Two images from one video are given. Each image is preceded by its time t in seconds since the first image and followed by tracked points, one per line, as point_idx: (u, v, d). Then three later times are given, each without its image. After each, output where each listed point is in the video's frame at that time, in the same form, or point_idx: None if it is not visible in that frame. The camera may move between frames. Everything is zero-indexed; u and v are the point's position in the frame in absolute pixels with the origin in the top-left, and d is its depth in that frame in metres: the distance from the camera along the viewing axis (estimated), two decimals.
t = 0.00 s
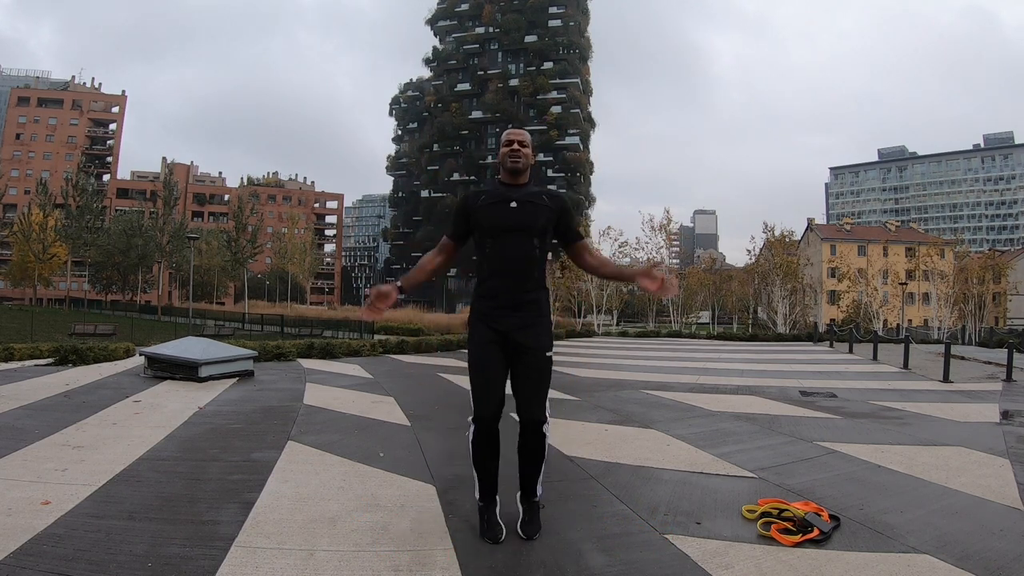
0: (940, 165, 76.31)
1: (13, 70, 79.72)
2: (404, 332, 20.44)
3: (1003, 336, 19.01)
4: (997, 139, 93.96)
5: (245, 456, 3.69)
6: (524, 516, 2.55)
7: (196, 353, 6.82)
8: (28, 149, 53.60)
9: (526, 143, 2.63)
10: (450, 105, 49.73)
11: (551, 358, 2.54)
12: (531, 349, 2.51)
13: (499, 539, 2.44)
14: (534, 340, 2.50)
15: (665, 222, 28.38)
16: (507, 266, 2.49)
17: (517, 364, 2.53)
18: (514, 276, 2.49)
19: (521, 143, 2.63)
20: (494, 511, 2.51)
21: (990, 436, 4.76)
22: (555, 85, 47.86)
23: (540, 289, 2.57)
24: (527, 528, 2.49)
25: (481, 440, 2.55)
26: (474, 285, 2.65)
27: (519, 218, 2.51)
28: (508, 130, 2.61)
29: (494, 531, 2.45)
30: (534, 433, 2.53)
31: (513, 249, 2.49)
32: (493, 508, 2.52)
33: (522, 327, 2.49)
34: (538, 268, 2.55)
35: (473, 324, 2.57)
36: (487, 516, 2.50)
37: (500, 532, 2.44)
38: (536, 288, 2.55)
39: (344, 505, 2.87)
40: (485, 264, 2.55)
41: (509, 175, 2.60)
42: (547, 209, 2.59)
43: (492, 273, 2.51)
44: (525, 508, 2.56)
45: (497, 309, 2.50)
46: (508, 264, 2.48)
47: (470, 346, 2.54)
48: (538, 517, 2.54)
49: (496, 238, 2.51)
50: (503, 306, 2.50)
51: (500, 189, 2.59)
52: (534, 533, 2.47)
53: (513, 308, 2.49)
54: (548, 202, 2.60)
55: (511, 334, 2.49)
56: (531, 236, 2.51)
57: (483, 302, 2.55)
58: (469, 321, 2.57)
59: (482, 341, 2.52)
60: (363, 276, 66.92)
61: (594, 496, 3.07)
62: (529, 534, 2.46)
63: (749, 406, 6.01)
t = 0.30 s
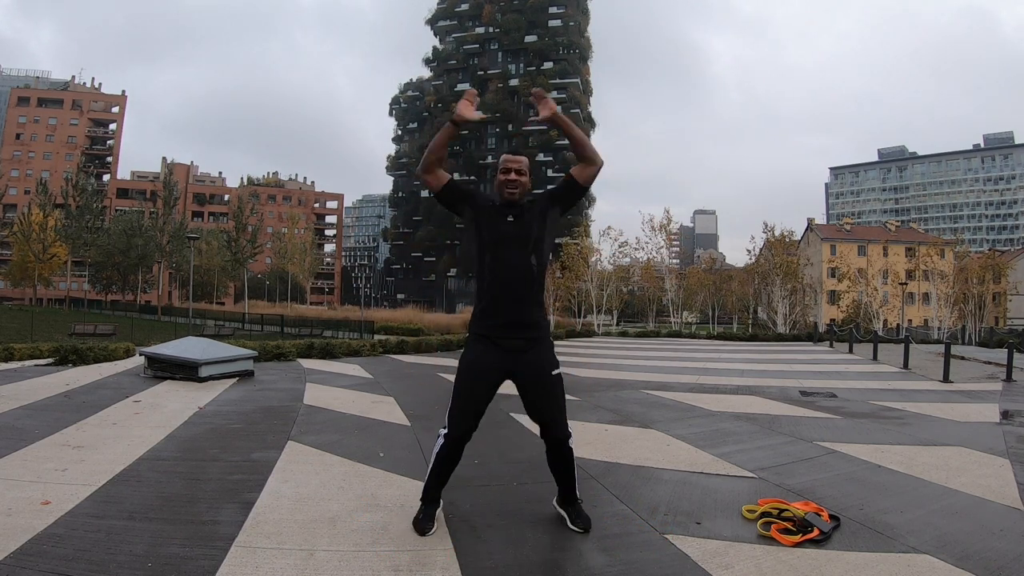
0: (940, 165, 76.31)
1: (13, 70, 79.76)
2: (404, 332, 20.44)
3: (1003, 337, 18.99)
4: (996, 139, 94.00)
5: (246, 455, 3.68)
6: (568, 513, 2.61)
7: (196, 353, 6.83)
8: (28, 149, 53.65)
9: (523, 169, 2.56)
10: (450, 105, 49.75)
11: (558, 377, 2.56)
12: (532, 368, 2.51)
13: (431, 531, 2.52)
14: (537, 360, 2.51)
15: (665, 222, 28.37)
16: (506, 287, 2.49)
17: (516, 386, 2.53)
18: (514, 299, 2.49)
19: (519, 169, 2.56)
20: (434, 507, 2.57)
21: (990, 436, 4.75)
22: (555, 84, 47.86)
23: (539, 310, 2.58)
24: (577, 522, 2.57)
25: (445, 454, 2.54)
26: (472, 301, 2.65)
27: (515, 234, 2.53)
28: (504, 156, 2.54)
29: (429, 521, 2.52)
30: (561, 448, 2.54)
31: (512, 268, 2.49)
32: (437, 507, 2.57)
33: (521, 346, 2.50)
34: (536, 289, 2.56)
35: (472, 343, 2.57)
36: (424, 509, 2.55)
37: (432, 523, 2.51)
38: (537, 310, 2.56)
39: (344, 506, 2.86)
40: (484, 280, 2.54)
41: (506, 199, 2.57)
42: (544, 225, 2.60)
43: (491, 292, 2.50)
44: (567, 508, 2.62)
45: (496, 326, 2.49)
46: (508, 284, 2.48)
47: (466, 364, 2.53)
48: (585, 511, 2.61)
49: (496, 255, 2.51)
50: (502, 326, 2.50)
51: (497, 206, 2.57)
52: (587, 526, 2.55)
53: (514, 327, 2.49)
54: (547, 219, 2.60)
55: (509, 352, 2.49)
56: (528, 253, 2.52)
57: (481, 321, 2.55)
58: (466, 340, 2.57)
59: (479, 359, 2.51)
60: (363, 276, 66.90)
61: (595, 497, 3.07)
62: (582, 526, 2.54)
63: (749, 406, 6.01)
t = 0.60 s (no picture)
0: (940, 165, 76.27)
1: (13, 70, 79.73)
2: (404, 332, 20.45)
3: (1003, 337, 18.96)
4: (996, 139, 94.03)
5: (245, 455, 3.68)
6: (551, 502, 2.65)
7: (196, 353, 6.82)
8: (28, 149, 53.66)
9: (527, 134, 2.64)
10: (450, 105, 49.74)
11: (552, 340, 2.58)
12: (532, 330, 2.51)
13: (454, 524, 2.56)
14: (534, 322, 2.53)
15: (665, 222, 28.35)
16: (506, 249, 2.49)
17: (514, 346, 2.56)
18: (512, 260, 2.49)
19: (523, 134, 2.64)
20: (456, 502, 2.60)
21: (990, 436, 4.75)
22: (555, 84, 47.86)
23: (537, 272, 2.59)
24: (558, 513, 2.61)
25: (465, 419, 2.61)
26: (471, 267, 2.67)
27: (518, 201, 2.53)
28: (510, 122, 2.63)
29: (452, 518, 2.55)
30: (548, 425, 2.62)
31: (511, 231, 2.50)
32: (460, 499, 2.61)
33: (520, 308, 2.50)
34: (535, 252, 2.56)
35: (472, 307, 2.57)
36: (447, 502, 2.59)
37: (455, 516, 2.56)
38: (534, 272, 2.57)
39: (344, 506, 2.86)
40: (483, 244, 2.56)
41: (509, 162, 2.61)
42: (546, 192, 2.61)
43: (490, 254, 2.51)
44: (549, 496, 2.65)
45: (495, 287, 2.50)
46: (507, 246, 2.49)
47: (468, 331, 2.55)
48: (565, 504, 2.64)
49: (495, 218, 2.52)
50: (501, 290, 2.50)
51: (500, 173, 2.60)
52: (565, 516, 2.59)
53: (512, 290, 2.50)
54: (547, 184, 2.62)
55: (506, 315, 2.50)
56: (527, 218, 2.52)
57: (479, 284, 2.56)
58: (465, 303, 2.58)
59: (479, 325, 2.51)
60: (363, 276, 66.91)
61: (595, 495, 3.07)
62: (561, 518, 2.59)
63: (749, 406, 6.00)
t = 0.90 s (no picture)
0: (940, 165, 76.29)
1: (11, 70, 79.73)
2: (404, 332, 20.46)
3: (1003, 336, 18.96)
4: (996, 139, 94.00)
5: (245, 455, 3.69)
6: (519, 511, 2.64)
7: (195, 353, 6.82)
8: (28, 149, 53.65)
9: (519, 169, 2.62)
10: (450, 105, 49.75)
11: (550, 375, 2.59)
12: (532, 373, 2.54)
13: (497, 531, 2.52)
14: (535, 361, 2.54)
15: (665, 221, 28.34)
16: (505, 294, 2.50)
17: (518, 385, 2.55)
18: (513, 305, 2.51)
19: (516, 169, 2.62)
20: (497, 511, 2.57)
21: (990, 436, 4.75)
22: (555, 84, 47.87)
23: (537, 311, 2.58)
24: (525, 520, 2.58)
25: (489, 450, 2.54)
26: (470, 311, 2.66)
27: (516, 249, 2.51)
28: (502, 158, 2.60)
29: (491, 524, 2.53)
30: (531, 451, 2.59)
31: (511, 276, 2.50)
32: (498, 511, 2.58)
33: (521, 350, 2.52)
34: (535, 291, 2.56)
35: (476, 353, 2.56)
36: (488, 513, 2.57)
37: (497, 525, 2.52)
38: (533, 312, 2.56)
39: (344, 506, 2.87)
40: (484, 291, 2.55)
41: (504, 199, 2.60)
42: (541, 231, 2.61)
43: (493, 302, 2.52)
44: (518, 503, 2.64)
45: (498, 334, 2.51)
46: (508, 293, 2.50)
47: (475, 375, 2.54)
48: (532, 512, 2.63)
49: (495, 263, 2.52)
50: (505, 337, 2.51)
51: (496, 216, 2.59)
52: (533, 524, 2.57)
53: (515, 332, 2.51)
54: (541, 222, 2.62)
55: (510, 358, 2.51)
56: (527, 260, 2.52)
57: (483, 328, 2.56)
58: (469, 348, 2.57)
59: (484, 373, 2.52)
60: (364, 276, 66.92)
61: (594, 497, 3.07)
62: (529, 524, 2.56)
63: (749, 406, 6.00)
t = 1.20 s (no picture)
0: (940, 165, 76.31)
1: (10, 70, 79.71)
2: (404, 331, 20.46)
3: (1002, 336, 18.97)
4: (997, 139, 93.98)
5: (245, 455, 3.68)
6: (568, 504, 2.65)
7: (195, 353, 6.82)
8: (28, 149, 53.65)
9: (521, 142, 2.68)
10: (450, 105, 49.78)
11: (557, 347, 2.58)
12: (530, 337, 2.50)
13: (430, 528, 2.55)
14: (536, 327, 2.53)
15: (665, 221, 28.35)
16: (504, 252, 2.51)
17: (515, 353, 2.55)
18: (514, 264, 2.51)
19: (517, 142, 2.68)
20: (436, 499, 2.59)
21: (990, 436, 4.75)
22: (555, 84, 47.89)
23: (536, 277, 2.60)
24: (576, 516, 2.60)
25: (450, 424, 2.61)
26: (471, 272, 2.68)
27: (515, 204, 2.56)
28: (504, 129, 2.67)
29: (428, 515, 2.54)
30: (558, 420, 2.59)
31: (512, 238, 2.52)
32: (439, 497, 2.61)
33: (519, 313, 2.51)
34: (536, 258, 2.58)
35: (471, 314, 2.58)
36: (425, 503, 2.57)
37: (432, 519, 2.53)
38: (533, 276, 2.57)
39: (345, 506, 2.86)
40: (482, 251, 2.58)
41: (505, 171, 2.67)
42: (544, 197, 2.66)
43: (490, 261, 2.53)
44: (568, 500, 2.64)
45: (496, 291, 2.51)
46: (507, 250, 2.51)
47: (466, 334, 2.54)
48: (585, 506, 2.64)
49: (494, 223, 2.55)
50: (502, 285, 2.51)
51: (497, 180, 2.66)
52: (586, 521, 2.58)
53: (517, 296, 2.52)
54: (545, 192, 2.66)
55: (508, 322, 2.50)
56: (527, 223, 2.56)
57: (480, 289, 2.58)
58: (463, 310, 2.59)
59: (479, 329, 2.50)
60: (364, 276, 66.95)
61: (596, 496, 3.07)
62: (582, 521, 2.57)
63: (749, 406, 6.00)
